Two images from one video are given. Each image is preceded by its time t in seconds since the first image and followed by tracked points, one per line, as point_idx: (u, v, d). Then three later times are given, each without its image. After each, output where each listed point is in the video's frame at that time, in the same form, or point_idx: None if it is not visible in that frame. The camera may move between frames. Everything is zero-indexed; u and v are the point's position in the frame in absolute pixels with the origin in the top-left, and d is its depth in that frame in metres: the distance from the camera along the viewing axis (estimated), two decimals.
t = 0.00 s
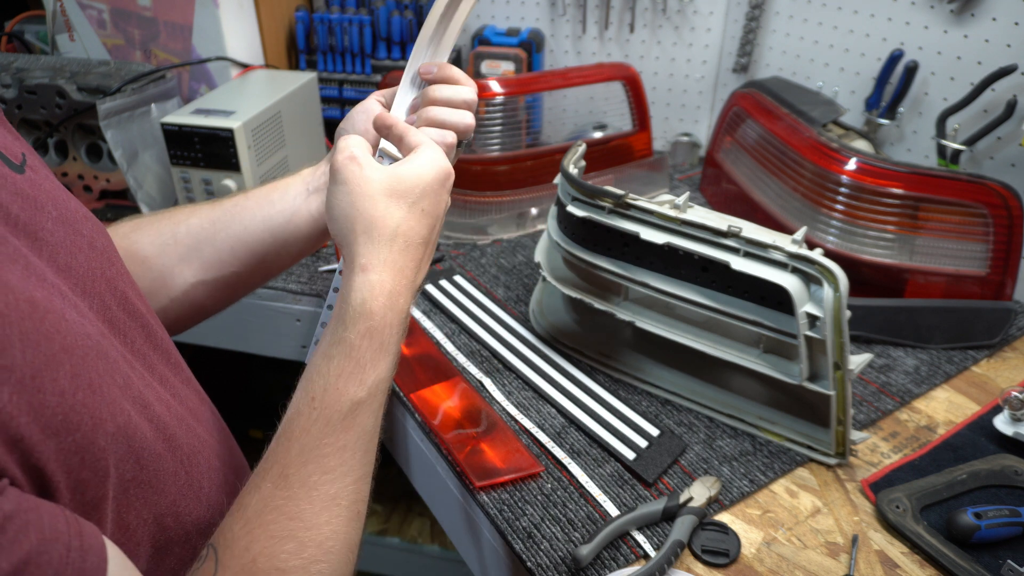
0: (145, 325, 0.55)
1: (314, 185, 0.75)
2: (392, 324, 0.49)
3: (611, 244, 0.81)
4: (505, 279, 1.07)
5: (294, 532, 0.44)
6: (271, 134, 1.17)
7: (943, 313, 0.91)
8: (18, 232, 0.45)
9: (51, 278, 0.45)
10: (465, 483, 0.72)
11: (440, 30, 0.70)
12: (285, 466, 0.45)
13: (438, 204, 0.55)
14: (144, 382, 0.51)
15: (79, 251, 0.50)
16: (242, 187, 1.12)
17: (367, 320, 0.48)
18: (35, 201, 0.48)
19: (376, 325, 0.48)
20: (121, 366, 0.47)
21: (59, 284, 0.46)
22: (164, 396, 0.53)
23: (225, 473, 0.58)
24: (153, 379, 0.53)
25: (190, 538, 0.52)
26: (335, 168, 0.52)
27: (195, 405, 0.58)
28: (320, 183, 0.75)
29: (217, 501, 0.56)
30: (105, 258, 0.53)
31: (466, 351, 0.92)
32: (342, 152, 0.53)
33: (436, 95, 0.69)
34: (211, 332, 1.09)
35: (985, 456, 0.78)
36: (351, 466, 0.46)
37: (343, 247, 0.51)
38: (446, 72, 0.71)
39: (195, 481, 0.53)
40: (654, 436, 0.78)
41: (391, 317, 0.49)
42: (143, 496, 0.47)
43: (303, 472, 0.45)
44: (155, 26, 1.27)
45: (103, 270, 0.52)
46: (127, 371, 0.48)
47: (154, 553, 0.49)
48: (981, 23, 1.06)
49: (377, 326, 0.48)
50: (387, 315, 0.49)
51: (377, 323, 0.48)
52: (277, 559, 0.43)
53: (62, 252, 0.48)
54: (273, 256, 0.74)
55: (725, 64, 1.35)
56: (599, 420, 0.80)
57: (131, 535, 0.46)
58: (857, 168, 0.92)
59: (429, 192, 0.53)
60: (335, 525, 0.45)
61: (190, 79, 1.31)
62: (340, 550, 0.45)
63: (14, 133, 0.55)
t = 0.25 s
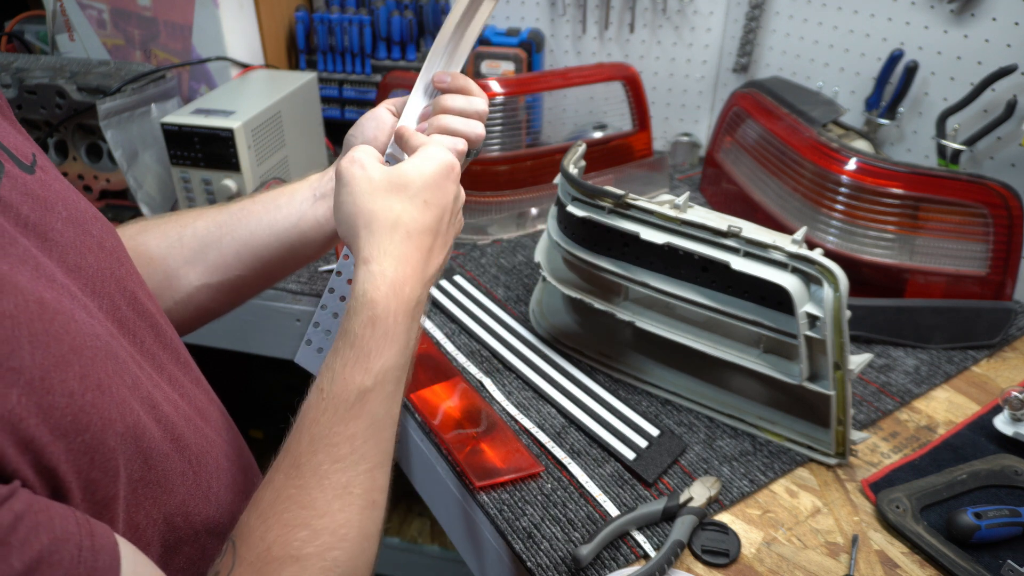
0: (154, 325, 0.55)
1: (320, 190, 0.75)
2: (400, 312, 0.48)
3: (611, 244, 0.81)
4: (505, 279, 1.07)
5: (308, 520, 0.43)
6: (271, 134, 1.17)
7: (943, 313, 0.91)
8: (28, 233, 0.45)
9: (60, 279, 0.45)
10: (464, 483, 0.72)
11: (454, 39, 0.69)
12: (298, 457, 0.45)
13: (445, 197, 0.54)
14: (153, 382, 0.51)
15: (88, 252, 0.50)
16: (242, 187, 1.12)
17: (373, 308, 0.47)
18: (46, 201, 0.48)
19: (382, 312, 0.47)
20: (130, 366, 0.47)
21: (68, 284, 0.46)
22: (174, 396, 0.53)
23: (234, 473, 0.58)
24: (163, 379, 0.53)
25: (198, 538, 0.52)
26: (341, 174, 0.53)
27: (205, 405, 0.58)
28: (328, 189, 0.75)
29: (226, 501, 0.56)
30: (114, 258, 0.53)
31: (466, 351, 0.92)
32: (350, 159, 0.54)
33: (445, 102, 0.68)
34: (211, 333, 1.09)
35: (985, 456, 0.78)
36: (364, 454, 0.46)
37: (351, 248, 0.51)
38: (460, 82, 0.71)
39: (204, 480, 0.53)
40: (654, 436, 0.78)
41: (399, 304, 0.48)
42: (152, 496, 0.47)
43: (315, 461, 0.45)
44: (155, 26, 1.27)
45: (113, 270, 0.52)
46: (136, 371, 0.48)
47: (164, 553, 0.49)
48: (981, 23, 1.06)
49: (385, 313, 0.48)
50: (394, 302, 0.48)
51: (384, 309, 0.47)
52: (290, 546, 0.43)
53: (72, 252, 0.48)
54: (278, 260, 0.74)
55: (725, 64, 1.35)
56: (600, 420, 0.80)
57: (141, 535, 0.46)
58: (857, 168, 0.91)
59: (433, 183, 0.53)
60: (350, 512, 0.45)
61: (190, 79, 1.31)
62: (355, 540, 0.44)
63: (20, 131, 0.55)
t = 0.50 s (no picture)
0: (158, 323, 0.55)
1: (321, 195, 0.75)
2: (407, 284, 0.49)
3: (611, 244, 0.81)
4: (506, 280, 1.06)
5: (328, 493, 0.43)
6: (271, 134, 1.17)
7: (943, 313, 0.91)
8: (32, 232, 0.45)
9: (64, 278, 0.45)
10: (464, 483, 0.72)
11: (459, 48, 0.67)
12: (313, 433, 0.46)
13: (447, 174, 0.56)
14: (157, 379, 0.51)
15: (92, 251, 0.50)
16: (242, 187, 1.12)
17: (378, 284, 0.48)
18: (49, 201, 0.48)
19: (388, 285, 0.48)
20: (134, 364, 0.47)
21: (73, 283, 0.46)
22: (177, 395, 0.53)
23: (237, 472, 0.58)
24: (166, 378, 0.53)
25: (203, 536, 0.52)
26: (344, 162, 0.55)
27: (208, 404, 0.58)
28: (329, 193, 0.74)
29: (231, 499, 0.56)
30: (118, 257, 0.53)
31: (466, 351, 0.92)
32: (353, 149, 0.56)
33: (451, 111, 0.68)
34: (212, 332, 1.09)
35: (985, 456, 0.78)
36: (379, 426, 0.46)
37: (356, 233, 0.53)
38: (466, 90, 0.70)
39: (208, 478, 0.53)
40: (654, 437, 0.78)
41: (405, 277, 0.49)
42: (157, 492, 0.47)
43: (331, 436, 0.45)
44: (155, 26, 1.27)
45: (116, 269, 0.52)
46: (140, 369, 0.48)
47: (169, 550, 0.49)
48: (981, 23, 1.06)
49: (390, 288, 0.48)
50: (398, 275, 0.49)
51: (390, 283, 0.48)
52: (311, 520, 0.42)
53: (76, 251, 0.48)
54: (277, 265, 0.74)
55: (725, 63, 1.35)
56: (600, 421, 0.80)
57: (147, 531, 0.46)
58: (857, 168, 0.91)
59: (432, 161, 0.55)
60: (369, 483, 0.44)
61: (190, 79, 1.31)
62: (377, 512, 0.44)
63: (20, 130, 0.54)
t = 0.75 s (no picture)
0: (158, 323, 0.55)
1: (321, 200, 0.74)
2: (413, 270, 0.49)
3: (611, 244, 0.81)
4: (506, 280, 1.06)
5: (338, 479, 0.43)
6: (271, 134, 1.17)
7: (943, 313, 0.91)
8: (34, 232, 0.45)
9: (66, 277, 0.45)
10: (464, 483, 0.72)
11: (464, 59, 0.67)
12: (323, 421, 0.45)
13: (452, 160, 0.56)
14: (158, 379, 0.50)
15: (93, 251, 0.50)
16: (242, 187, 1.12)
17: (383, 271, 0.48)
18: (50, 200, 0.48)
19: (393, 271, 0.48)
20: (136, 364, 0.47)
21: (74, 282, 0.46)
22: (178, 395, 0.53)
23: (238, 472, 0.58)
24: (167, 378, 0.53)
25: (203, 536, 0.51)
26: (351, 154, 0.56)
27: (209, 404, 0.58)
28: (330, 199, 0.74)
29: (231, 499, 0.55)
30: (118, 257, 0.53)
31: (466, 351, 0.92)
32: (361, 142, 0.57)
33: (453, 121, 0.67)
34: (211, 332, 1.09)
35: (985, 456, 0.78)
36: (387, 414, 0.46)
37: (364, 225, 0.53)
38: (469, 102, 0.70)
39: (209, 477, 0.53)
40: (654, 437, 0.78)
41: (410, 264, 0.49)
42: (158, 491, 0.47)
43: (340, 423, 0.45)
44: (155, 26, 1.27)
45: (117, 269, 0.52)
46: (141, 369, 0.48)
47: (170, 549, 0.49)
48: (981, 23, 1.06)
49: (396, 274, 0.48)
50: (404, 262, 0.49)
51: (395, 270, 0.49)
52: (322, 505, 0.42)
53: (77, 250, 0.48)
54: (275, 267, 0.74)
55: (725, 64, 1.35)
56: (600, 421, 0.80)
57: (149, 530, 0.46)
58: (857, 168, 0.91)
59: (437, 149, 0.55)
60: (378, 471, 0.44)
61: (190, 79, 1.31)
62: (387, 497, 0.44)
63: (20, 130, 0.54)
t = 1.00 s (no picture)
0: (159, 323, 0.55)
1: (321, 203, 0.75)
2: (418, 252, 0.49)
3: (611, 244, 0.81)
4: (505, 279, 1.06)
5: (349, 461, 0.43)
6: (272, 134, 1.16)
7: (943, 313, 0.91)
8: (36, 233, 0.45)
9: (68, 276, 0.45)
10: (465, 483, 0.72)
11: (470, 66, 0.67)
12: (332, 406, 0.46)
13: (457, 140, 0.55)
14: (158, 379, 0.50)
15: (95, 250, 0.50)
16: (242, 187, 1.12)
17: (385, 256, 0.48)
18: (51, 200, 0.48)
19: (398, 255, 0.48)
20: (137, 363, 0.47)
21: (76, 282, 0.46)
22: (179, 395, 0.53)
23: (238, 473, 0.58)
24: (168, 378, 0.53)
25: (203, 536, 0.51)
26: (359, 140, 0.56)
27: (210, 405, 0.58)
28: (330, 202, 0.75)
29: (232, 499, 0.55)
30: (120, 257, 0.53)
31: (466, 351, 0.91)
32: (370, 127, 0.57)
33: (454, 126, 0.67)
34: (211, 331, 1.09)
35: (985, 456, 0.78)
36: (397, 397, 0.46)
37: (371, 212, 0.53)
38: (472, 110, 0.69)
39: (210, 478, 0.53)
40: (654, 437, 0.78)
41: (415, 247, 0.49)
42: (159, 490, 0.47)
43: (349, 408, 0.45)
44: (155, 26, 1.27)
45: (119, 269, 0.52)
46: (143, 369, 0.48)
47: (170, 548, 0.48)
48: (981, 23, 1.06)
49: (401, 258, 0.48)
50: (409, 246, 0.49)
51: (400, 254, 0.48)
52: (334, 488, 0.43)
53: (78, 250, 0.48)
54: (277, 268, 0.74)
55: (725, 63, 1.35)
56: (600, 421, 0.80)
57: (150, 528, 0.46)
58: (857, 168, 0.91)
59: (440, 131, 0.55)
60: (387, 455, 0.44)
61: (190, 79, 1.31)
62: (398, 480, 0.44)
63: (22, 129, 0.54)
